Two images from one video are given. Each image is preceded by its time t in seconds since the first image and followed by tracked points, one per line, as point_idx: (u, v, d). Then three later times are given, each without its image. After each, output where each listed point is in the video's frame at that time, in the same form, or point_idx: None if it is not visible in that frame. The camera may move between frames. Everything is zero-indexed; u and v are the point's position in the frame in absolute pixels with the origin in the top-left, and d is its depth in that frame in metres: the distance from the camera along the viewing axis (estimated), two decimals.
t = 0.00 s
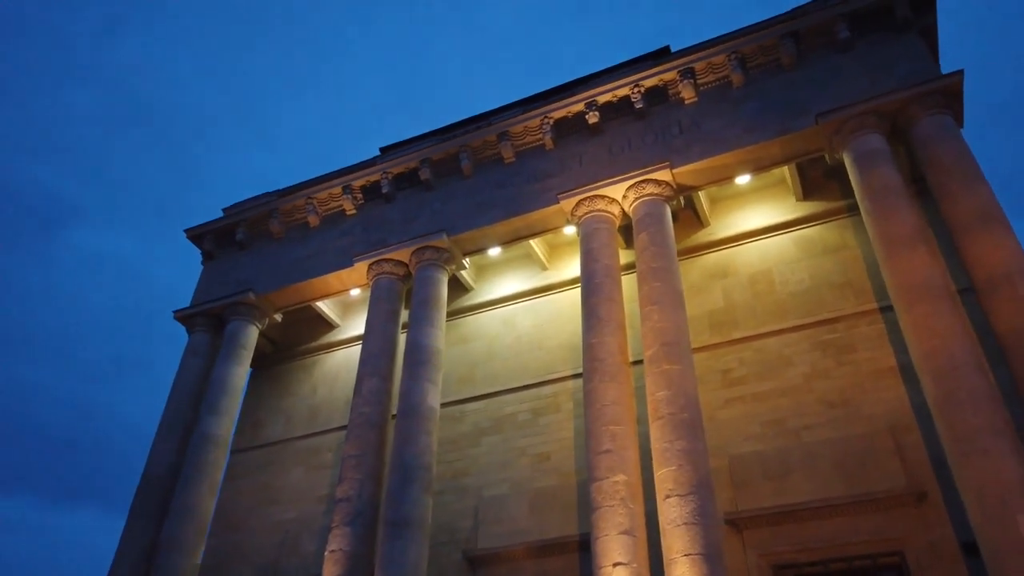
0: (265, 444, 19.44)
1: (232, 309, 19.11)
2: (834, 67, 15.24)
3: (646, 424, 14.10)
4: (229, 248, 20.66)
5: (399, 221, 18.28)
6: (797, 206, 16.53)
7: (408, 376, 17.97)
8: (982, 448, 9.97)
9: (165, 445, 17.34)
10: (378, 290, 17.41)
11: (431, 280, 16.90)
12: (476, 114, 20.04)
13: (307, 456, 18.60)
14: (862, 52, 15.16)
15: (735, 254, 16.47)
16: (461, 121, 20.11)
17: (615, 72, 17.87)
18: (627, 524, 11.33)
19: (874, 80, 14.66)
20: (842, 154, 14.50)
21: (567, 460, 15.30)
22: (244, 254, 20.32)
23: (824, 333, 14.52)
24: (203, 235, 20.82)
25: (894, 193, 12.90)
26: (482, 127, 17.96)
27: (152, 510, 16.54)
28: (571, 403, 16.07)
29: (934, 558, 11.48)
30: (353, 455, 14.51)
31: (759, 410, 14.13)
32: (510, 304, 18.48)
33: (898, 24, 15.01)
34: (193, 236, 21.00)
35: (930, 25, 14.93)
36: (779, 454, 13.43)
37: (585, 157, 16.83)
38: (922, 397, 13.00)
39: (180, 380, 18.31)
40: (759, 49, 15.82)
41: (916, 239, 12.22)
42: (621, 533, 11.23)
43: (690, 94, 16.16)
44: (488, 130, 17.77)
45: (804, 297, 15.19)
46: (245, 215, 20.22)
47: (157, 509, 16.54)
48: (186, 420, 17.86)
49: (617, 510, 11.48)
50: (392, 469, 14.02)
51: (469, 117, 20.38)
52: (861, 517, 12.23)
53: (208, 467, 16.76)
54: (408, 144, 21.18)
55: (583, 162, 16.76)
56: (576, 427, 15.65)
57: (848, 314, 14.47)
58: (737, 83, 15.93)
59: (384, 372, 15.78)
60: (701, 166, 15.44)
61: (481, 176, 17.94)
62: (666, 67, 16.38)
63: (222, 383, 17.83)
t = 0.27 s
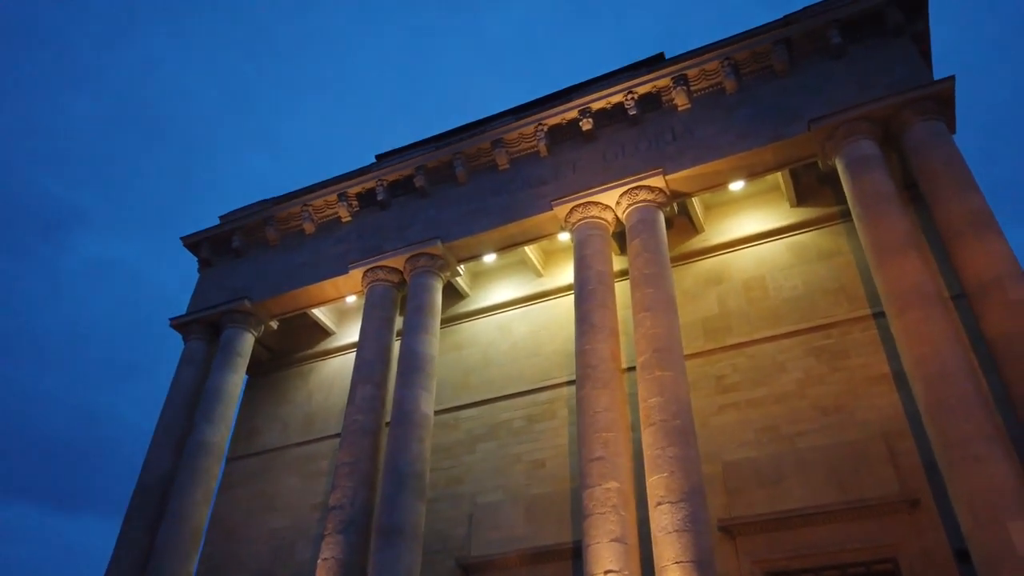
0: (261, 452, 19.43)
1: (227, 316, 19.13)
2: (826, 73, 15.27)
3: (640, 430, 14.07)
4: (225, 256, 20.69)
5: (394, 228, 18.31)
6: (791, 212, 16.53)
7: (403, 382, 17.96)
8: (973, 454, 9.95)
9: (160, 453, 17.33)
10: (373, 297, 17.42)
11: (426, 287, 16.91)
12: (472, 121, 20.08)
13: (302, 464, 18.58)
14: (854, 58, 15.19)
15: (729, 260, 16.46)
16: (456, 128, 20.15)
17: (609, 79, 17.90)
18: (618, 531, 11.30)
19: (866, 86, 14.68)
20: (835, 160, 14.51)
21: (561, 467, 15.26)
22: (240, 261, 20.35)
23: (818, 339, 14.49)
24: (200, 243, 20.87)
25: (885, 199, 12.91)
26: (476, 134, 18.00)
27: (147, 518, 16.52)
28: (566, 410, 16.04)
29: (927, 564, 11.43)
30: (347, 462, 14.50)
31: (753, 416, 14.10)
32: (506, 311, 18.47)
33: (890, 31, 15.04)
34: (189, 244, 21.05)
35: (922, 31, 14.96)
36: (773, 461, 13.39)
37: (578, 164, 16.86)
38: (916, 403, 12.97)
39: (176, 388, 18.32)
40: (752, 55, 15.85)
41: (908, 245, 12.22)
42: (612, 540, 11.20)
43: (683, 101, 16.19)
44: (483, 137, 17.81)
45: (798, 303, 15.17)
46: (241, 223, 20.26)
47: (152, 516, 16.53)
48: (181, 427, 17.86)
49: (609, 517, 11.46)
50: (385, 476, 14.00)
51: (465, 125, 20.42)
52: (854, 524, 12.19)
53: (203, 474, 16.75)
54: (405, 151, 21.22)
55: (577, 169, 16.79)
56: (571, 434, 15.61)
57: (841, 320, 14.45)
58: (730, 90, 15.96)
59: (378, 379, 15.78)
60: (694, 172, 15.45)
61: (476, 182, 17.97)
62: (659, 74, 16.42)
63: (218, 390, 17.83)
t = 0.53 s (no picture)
0: (257, 456, 19.44)
1: (223, 321, 19.15)
2: (820, 76, 15.28)
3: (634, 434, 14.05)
4: (222, 260, 20.72)
5: (389, 232, 18.33)
6: (786, 215, 16.53)
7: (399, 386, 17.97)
8: (964, 457, 9.93)
9: (155, 458, 17.33)
10: (368, 301, 17.44)
11: (421, 291, 16.93)
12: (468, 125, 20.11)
13: (298, 468, 18.58)
14: (848, 61, 15.20)
15: (723, 263, 16.46)
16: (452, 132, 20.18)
17: (604, 83, 17.93)
18: (610, 535, 11.29)
19: (859, 89, 14.69)
20: (828, 163, 14.52)
21: (555, 471, 15.24)
22: (236, 266, 20.38)
23: (812, 342, 14.47)
24: (196, 248, 20.90)
25: (878, 202, 12.92)
26: (472, 138, 18.03)
27: (142, 523, 16.52)
28: (560, 414, 16.03)
29: (920, 568, 11.40)
30: (341, 466, 14.50)
31: (746, 419, 14.08)
32: (501, 314, 18.47)
33: (883, 34, 15.05)
34: (186, 249, 21.09)
35: (915, 34, 14.97)
36: (766, 464, 13.37)
37: (573, 167, 16.88)
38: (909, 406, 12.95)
39: (172, 393, 18.34)
40: (745, 59, 15.88)
41: (900, 248, 12.23)
42: (604, 544, 11.19)
43: (677, 104, 16.21)
44: (478, 141, 17.83)
45: (792, 306, 15.16)
46: (237, 227, 20.30)
47: (147, 521, 16.53)
48: (177, 432, 17.87)
49: (601, 521, 11.44)
50: (378, 480, 13.99)
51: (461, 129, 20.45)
52: (847, 527, 12.15)
53: (198, 479, 16.75)
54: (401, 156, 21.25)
55: (571, 172, 16.80)
56: (565, 437, 15.59)
57: (835, 323, 14.44)
58: (724, 93, 15.98)
59: (372, 383, 15.78)
60: (687, 176, 15.46)
61: (471, 186, 17.99)
62: (653, 78, 16.44)
63: (213, 395, 17.84)
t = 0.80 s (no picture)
0: (253, 461, 19.42)
1: (218, 326, 19.16)
2: (813, 80, 15.28)
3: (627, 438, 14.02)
4: (218, 265, 20.74)
5: (384, 237, 18.33)
6: (779, 218, 16.51)
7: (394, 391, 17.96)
8: (955, 461, 9.89)
9: (150, 463, 17.32)
10: (362, 305, 17.45)
11: (415, 295, 16.93)
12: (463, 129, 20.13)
13: (293, 473, 18.56)
14: (840, 64, 15.20)
15: (717, 267, 16.44)
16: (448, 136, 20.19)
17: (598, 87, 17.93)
18: (601, 539, 11.26)
19: (852, 92, 14.67)
20: (821, 166, 14.51)
21: (549, 475, 15.21)
22: (232, 270, 20.40)
23: (806, 345, 14.43)
24: (192, 253, 20.93)
25: (869, 205, 12.91)
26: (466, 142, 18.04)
27: (136, 527, 16.50)
28: (554, 418, 16.00)
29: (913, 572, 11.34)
30: (334, 471, 14.49)
31: (740, 423, 14.04)
32: (496, 318, 18.46)
33: (875, 36, 15.03)
34: (183, 254, 21.12)
35: (907, 37, 14.96)
36: (759, 468, 13.33)
37: (567, 171, 16.88)
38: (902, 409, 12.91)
39: (167, 398, 18.34)
40: (739, 62, 15.88)
41: (892, 251, 12.21)
42: (595, 548, 11.15)
43: (671, 108, 16.21)
44: (472, 145, 17.84)
45: (786, 309, 15.13)
46: (233, 232, 20.31)
47: (141, 526, 16.51)
48: (172, 437, 17.86)
49: (592, 525, 11.41)
50: (371, 485, 13.97)
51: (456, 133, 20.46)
52: (840, 531, 12.11)
53: (192, 484, 16.73)
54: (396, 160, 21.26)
55: (565, 176, 16.80)
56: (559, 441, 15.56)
57: (829, 326, 14.41)
58: (718, 97, 15.97)
59: (366, 387, 15.77)
60: (681, 179, 15.45)
61: (465, 191, 18.00)
62: (647, 81, 16.45)
63: (208, 400, 17.83)
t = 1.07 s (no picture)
0: (248, 465, 19.43)
1: (214, 330, 19.18)
2: (805, 82, 15.28)
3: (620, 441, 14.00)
4: (214, 270, 20.77)
5: (378, 241, 18.35)
6: (773, 221, 16.50)
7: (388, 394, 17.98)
8: (944, 464, 9.86)
9: (144, 468, 17.34)
10: (356, 310, 17.47)
11: (409, 299, 16.94)
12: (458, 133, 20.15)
13: (288, 477, 18.57)
14: (833, 67, 15.20)
15: (711, 270, 16.44)
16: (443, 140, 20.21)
17: (592, 91, 17.93)
18: (591, 543, 11.24)
19: (844, 95, 14.67)
20: (812, 169, 14.51)
21: (543, 479, 15.19)
22: (228, 275, 20.43)
23: (799, 348, 14.41)
24: (188, 258, 20.97)
25: (860, 208, 12.91)
26: (460, 146, 18.06)
27: (130, 532, 16.51)
28: (548, 421, 15.98)
29: None
30: (326, 475, 14.49)
31: (733, 426, 14.02)
32: (491, 322, 18.46)
33: (868, 39, 15.04)
34: (178, 259, 21.16)
35: (900, 39, 14.96)
36: (752, 471, 13.31)
37: (560, 175, 16.89)
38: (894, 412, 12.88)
39: (162, 403, 18.37)
40: (731, 65, 15.88)
41: (883, 254, 12.21)
42: (585, 553, 11.14)
43: (663, 111, 16.22)
44: (466, 149, 17.86)
45: (779, 312, 15.11)
46: (228, 237, 20.34)
47: (135, 531, 16.52)
48: (166, 441, 17.87)
49: (582, 530, 11.40)
50: (364, 489, 13.97)
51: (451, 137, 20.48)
52: (832, 534, 12.09)
53: (186, 488, 16.75)
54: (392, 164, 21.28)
55: (559, 180, 16.81)
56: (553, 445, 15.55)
57: (822, 329, 14.39)
58: (710, 100, 15.98)
59: (360, 392, 15.78)
60: (673, 182, 15.45)
61: (459, 195, 18.02)
62: (640, 85, 16.46)
63: (202, 404, 17.85)
